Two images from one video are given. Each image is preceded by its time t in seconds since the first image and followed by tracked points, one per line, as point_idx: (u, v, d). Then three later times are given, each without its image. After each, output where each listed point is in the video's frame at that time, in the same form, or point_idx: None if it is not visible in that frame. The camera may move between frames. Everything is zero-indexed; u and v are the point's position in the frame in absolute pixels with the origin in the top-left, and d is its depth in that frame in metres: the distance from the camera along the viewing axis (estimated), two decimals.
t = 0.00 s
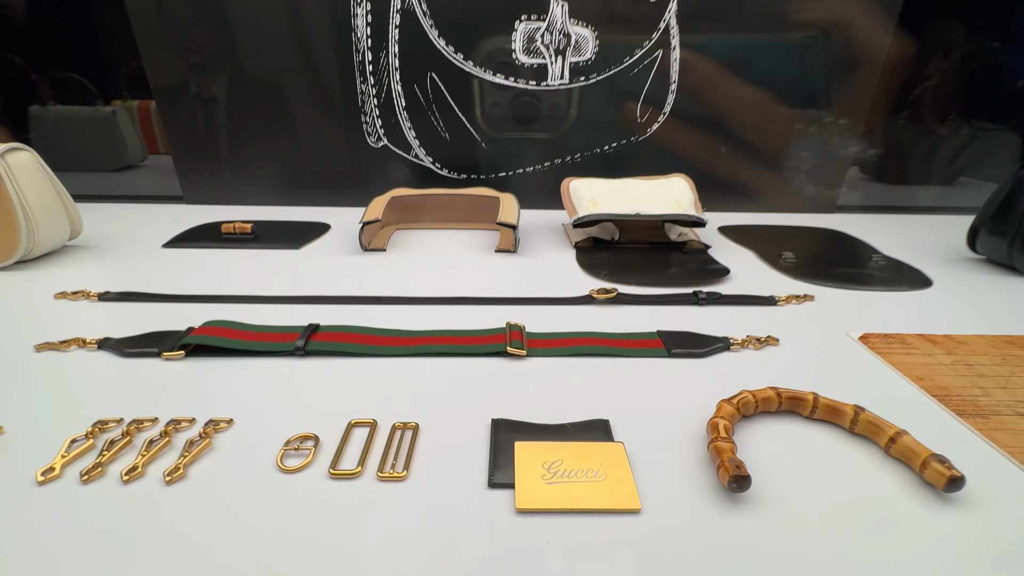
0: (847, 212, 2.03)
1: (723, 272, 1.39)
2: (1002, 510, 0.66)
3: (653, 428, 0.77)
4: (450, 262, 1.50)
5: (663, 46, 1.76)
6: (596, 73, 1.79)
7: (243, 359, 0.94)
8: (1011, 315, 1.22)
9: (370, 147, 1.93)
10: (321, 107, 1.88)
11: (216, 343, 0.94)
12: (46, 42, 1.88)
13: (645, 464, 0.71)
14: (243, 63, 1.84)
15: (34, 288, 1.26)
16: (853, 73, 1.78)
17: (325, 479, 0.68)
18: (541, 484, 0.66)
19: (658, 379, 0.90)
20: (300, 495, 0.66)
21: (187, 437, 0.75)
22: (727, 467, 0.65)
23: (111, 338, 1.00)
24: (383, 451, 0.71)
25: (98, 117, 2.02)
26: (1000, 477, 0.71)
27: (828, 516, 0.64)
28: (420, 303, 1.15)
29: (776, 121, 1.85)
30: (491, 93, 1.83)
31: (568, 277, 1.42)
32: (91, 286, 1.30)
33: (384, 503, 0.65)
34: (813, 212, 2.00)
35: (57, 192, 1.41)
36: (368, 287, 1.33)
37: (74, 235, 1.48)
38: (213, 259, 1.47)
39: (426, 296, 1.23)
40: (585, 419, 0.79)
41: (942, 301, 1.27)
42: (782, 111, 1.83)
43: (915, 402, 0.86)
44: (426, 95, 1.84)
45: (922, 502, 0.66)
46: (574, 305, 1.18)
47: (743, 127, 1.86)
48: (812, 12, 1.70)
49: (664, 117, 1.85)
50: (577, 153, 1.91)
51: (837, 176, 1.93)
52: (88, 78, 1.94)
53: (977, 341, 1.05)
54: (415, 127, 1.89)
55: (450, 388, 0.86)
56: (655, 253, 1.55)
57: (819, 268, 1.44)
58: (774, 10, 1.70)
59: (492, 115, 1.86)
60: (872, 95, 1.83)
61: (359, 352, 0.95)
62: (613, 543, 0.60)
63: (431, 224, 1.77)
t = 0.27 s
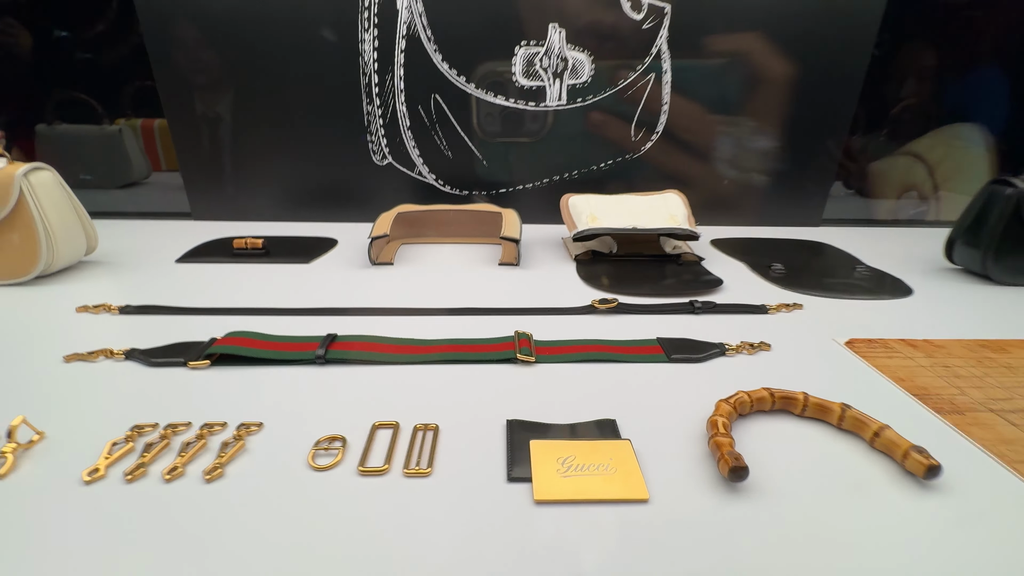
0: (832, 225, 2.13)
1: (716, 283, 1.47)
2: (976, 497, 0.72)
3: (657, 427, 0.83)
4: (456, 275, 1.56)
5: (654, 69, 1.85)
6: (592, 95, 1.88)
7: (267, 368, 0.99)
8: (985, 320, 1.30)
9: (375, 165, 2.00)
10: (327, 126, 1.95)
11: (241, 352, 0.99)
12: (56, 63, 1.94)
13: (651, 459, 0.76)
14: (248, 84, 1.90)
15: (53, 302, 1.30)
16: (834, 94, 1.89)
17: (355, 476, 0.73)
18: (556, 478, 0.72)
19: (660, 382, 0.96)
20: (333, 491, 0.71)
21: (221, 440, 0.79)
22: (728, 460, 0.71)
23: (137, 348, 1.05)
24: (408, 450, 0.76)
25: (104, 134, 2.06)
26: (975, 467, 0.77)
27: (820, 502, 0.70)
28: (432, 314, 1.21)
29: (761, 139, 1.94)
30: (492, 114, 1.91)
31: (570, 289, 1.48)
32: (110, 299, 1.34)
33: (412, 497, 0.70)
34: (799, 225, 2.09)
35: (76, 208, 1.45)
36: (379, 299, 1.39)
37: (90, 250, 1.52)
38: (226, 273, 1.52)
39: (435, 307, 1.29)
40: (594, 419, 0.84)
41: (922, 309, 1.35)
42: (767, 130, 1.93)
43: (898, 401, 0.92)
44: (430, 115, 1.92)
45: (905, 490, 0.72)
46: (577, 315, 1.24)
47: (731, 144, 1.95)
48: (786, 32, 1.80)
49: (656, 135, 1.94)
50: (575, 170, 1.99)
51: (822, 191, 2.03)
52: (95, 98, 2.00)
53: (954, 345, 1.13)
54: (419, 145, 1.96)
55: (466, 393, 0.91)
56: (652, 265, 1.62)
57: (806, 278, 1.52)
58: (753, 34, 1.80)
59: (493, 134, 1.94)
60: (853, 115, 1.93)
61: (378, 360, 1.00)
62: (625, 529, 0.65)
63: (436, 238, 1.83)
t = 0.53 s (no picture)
0: (816, 239, 2.28)
1: (711, 292, 1.60)
2: (941, 468, 0.84)
3: (667, 416, 0.95)
4: (472, 287, 1.67)
5: (650, 97, 2.01)
6: (592, 120, 2.03)
7: (312, 370, 1.10)
8: (953, 322, 1.44)
9: (390, 186, 2.12)
10: (343, 149, 2.07)
11: (290, 356, 1.09)
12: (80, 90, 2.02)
13: (663, 441, 0.88)
14: (266, 110, 2.01)
15: (98, 315, 1.39)
16: (814, 119, 2.05)
17: (407, 458, 0.84)
18: (582, 457, 0.83)
19: (667, 379, 1.08)
20: (389, 470, 0.81)
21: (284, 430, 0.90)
22: (729, 439, 0.82)
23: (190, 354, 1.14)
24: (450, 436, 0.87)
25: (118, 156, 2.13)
26: (941, 445, 0.89)
27: (808, 474, 0.82)
28: (456, 322, 1.32)
29: (748, 160, 2.10)
30: (500, 138, 2.05)
31: (578, 299, 1.60)
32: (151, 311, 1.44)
33: (458, 475, 0.80)
34: (786, 240, 2.24)
35: (117, 227, 1.55)
36: (402, 310, 1.50)
37: (127, 267, 1.61)
38: (256, 287, 1.62)
39: (456, 316, 1.40)
40: (610, 409, 0.96)
41: (898, 314, 1.49)
42: (754, 150, 2.09)
43: (875, 392, 1.05)
44: (442, 139, 2.05)
45: (881, 464, 0.84)
46: (587, 321, 1.36)
47: (720, 164, 2.10)
48: (768, 63, 1.97)
49: (652, 157, 2.08)
50: (577, 189, 2.13)
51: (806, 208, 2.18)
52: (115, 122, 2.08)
53: (926, 345, 1.26)
54: (431, 166, 2.09)
55: (495, 389, 1.02)
56: (652, 276, 1.75)
57: (794, 288, 1.66)
58: (737, 65, 1.97)
59: (500, 156, 2.08)
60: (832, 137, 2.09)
61: (412, 362, 1.11)
62: (644, 497, 0.76)
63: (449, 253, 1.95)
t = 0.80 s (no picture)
0: (804, 250, 2.44)
1: (709, 299, 1.74)
2: (915, 444, 0.97)
3: (677, 405, 1.07)
4: (488, 297, 1.80)
5: (648, 120, 2.17)
6: (595, 141, 2.18)
7: (355, 370, 1.21)
8: (929, 324, 1.59)
9: (406, 203, 2.24)
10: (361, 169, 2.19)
11: (335, 357, 1.21)
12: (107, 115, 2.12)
13: (675, 425, 1.00)
14: (286, 133, 2.13)
15: (144, 324, 1.49)
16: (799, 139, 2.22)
17: (452, 442, 0.95)
18: (606, 438, 0.95)
19: (674, 374, 1.21)
20: (438, 451, 0.93)
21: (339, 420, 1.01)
22: (733, 421, 0.95)
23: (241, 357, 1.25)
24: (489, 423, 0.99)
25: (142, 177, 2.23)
26: (915, 426, 1.03)
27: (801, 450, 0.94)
28: (479, 327, 1.44)
29: (739, 176, 2.26)
30: (510, 158, 2.19)
31: (587, 306, 1.73)
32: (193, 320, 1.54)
33: (499, 454, 0.92)
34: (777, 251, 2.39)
35: (159, 243, 1.67)
36: (425, 317, 1.62)
37: (165, 280, 1.72)
38: (286, 298, 1.74)
39: (478, 322, 1.53)
40: (627, 400, 1.08)
41: (880, 317, 1.64)
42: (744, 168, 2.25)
43: (859, 384, 1.18)
44: (456, 159, 2.19)
45: (864, 442, 0.97)
46: (599, 325, 1.49)
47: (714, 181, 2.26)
48: (755, 88, 2.14)
49: (651, 175, 2.23)
50: (581, 206, 2.27)
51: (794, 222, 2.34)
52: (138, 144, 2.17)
53: (905, 343, 1.40)
54: (444, 184, 2.22)
55: (523, 384, 1.14)
56: (654, 285, 1.89)
57: (785, 295, 1.80)
58: (726, 90, 2.14)
59: (510, 175, 2.21)
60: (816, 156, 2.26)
61: (445, 362, 1.23)
62: (662, 469, 0.89)
63: (463, 266, 2.07)
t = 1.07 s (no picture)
0: (795, 260, 2.56)
1: (707, 305, 1.84)
2: (898, 432, 1.07)
3: (681, 400, 1.16)
4: (497, 305, 1.89)
5: (645, 137, 2.29)
6: (596, 157, 2.30)
7: (379, 372, 1.29)
8: (912, 327, 1.70)
9: (416, 217, 2.33)
10: (373, 184, 2.28)
11: (360, 360, 1.29)
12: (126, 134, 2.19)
13: (680, 418, 1.09)
14: (300, 149, 2.22)
15: (172, 332, 1.56)
16: (788, 155, 2.35)
17: (477, 434, 1.03)
18: (617, 429, 1.04)
19: (677, 373, 1.29)
20: (464, 442, 1.01)
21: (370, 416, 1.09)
22: (733, 414, 1.04)
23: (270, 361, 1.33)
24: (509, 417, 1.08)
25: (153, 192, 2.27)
26: (898, 416, 1.12)
27: (795, 438, 1.04)
28: (492, 332, 1.53)
29: (732, 190, 2.38)
30: (515, 173, 2.30)
31: (592, 313, 1.82)
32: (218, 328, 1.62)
33: (520, 444, 1.01)
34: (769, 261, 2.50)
35: (184, 256, 1.75)
36: (439, 324, 1.70)
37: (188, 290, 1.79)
38: (305, 307, 1.82)
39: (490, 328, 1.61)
40: (635, 396, 1.17)
41: (867, 321, 1.74)
42: (736, 182, 2.37)
43: (848, 381, 1.28)
44: (463, 174, 2.29)
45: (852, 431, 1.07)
46: (604, 330, 1.58)
47: (708, 195, 2.38)
48: (745, 108, 2.27)
49: (648, 188, 2.35)
50: (583, 218, 2.38)
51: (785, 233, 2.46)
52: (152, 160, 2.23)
53: (889, 344, 1.50)
54: (452, 198, 2.32)
55: (537, 383, 1.23)
56: (654, 293, 1.99)
57: (777, 301, 1.90)
58: (718, 110, 2.26)
59: (515, 189, 2.32)
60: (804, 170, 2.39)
61: (463, 364, 1.31)
62: (670, 456, 0.97)
63: (471, 276, 2.17)
